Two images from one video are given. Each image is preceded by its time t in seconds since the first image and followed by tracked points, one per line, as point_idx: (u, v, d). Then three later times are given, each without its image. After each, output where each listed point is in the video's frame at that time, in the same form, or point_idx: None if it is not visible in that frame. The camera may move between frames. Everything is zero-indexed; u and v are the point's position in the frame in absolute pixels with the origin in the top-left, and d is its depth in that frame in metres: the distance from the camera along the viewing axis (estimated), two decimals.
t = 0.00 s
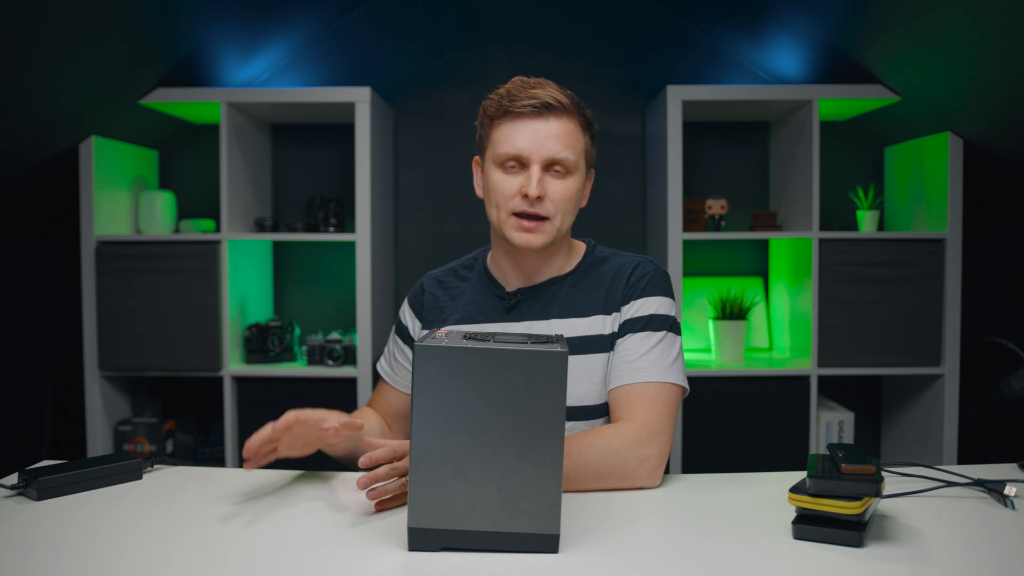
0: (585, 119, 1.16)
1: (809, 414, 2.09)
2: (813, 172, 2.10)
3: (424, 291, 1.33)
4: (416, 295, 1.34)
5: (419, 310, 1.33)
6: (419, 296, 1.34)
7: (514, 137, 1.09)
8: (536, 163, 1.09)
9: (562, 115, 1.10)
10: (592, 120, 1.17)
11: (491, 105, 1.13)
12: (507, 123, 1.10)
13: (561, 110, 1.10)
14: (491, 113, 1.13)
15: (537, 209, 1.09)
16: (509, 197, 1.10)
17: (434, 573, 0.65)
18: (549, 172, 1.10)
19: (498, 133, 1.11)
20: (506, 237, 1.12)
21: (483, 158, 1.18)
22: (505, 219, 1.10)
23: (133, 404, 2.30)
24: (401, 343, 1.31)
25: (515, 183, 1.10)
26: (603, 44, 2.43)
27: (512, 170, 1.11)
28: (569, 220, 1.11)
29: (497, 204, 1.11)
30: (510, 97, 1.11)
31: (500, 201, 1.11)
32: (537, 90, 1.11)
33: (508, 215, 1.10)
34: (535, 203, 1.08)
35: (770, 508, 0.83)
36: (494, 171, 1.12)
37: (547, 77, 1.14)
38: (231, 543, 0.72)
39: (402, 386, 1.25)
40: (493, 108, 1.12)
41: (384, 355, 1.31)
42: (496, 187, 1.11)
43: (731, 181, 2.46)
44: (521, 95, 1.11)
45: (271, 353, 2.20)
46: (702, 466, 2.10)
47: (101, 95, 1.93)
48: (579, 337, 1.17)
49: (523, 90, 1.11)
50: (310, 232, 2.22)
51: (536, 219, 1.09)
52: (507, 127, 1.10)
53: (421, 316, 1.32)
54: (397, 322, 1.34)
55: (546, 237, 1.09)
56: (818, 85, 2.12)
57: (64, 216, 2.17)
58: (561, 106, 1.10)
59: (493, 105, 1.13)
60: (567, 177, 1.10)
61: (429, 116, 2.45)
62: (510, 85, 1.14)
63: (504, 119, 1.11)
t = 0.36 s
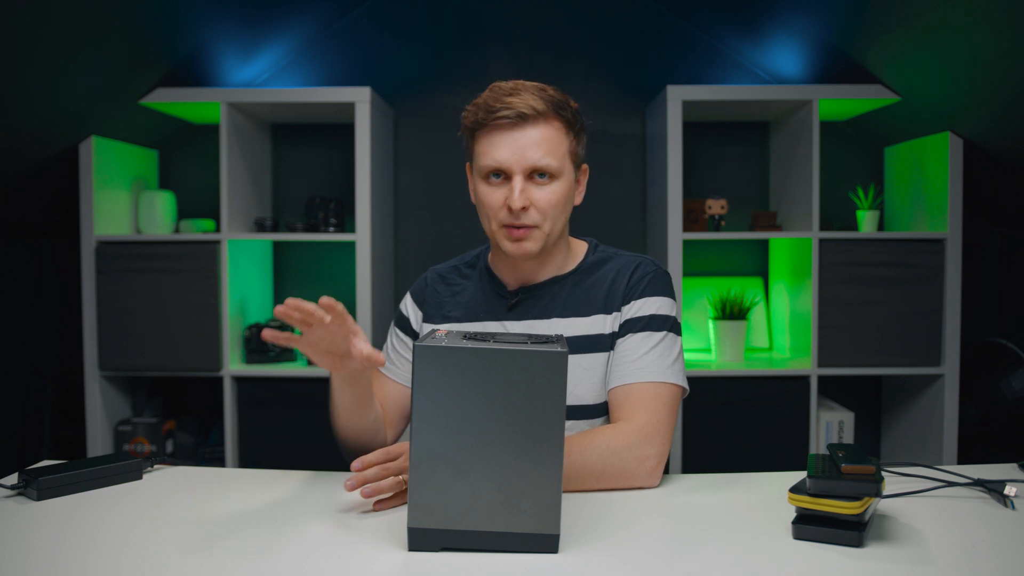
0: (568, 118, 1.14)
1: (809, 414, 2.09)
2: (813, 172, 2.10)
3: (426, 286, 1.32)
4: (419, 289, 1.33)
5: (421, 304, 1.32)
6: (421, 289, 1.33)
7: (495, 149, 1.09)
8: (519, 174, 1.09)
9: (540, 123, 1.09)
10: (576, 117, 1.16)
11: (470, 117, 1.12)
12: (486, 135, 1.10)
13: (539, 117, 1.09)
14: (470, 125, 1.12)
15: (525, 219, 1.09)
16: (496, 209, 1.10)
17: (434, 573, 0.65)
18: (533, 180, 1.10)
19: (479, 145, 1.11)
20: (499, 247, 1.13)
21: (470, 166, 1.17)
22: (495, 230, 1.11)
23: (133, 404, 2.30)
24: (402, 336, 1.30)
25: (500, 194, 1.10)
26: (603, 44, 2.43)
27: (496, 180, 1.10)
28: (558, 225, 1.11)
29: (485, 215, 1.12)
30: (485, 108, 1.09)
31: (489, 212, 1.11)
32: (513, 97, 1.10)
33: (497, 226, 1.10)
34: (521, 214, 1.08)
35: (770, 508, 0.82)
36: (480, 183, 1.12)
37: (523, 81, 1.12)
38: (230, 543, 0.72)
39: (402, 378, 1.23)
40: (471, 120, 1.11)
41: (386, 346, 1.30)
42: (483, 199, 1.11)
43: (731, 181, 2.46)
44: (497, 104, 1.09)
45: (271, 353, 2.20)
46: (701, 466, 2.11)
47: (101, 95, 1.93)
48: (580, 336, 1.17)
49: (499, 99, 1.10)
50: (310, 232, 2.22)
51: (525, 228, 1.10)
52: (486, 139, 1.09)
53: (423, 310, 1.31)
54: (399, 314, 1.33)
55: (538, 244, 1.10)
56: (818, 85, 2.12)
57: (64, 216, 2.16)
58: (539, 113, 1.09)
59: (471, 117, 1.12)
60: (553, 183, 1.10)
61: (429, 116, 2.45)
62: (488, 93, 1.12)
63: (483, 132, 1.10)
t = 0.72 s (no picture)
0: (588, 122, 1.16)
1: (809, 414, 2.09)
2: (813, 172, 2.10)
3: (427, 287, 1.32)
4: (419, 290, 1.33)
5: (423, 305, 1.32)
6: (422, 290, 1.33)
7: (515, 142, 1.09)
8: (538, 168, 1.09)
9: (563, 121, 1.10)
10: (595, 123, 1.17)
11: (493, 110, 1.13)
12: (508, 128, 1.10)
13: (562, 115, 1.10)
14: (492, 118, 1.13)
15: (539, 213, 1.08)
16: (510, 201, 1.10)
17: (434, 573, 0.65)
18: (550, 176, 1.10)
19: (499, 138, 1.11)
20: (509, 240, 1.12)
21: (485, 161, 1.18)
22: (507, 221, 1.10)
23: (133, 404, 2.30)
24: (402, 336, 1.29)
25: (516, 187, 1.09)
26: (603, 44, 2.43)
27: (513, 173, 1.10)
28: (572, 222, 1.11)
29: (498, 207, 1.11)
30: (511, 102, 1.11)
31: (502, 204, 1.10)
32: (538, 93, 1.11)
33: (510, 218, 1.10)
34: (537, 207, 1.08)
35: (770, 508, 0.82)
36: (496, 175, 1.11)
37: (549, 80, 1.14)
38: (230, 543, 0.72)
39: (401, 378, 1.22)
40: (493, 113, 1.12)
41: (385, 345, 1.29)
42: (497, 191, 1.11)
43: (731, 181, 2.46)
44: (522, 99, 1.10)
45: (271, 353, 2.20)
46: (701, 466, 2.11)
47: (101, 95, 1.93)
48: (582, 336, 1.17)
49: (524, 94, 1.11)
50: (310, 232, 2.22)
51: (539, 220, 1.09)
52: (507, 132, 1.10)
53: (424, 311, 1.31)
54: (398, 314, 1.32)
55: (550, 238, 1.09)
56: (818, 85, 2.11)
57: (64, 216, 2.16)
58: (563, 110, 1.10)
59: (494, 110, 1.13)
60: (569, 181, 1.10)
61: (430, 115, 2.45)
62: (512, 89, 1.14)
63: (505, 125, 1.11)
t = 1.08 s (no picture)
0: (578, 131, 1.12)
1: (809, 414, 2.09)
2: (813, 172, 2.10)
3: (431, 283, 1.32)
4: (423, 285, 1.33)
5: (425, 300, 1.31)
6: (425, 285, 1.33)
7: (500, 161, 1.08)
8: (523, 188, 1.08)
9: (548, 138, 1.08)
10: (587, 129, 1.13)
11: (481, 124, 1.11)
12: (493, 147, 1.09)
13: (547, 132, 1.07)
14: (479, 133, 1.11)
15: (526, 231, 1.09)
16: (499, 217, 1.11)
17: (434, 573, 0.65)
18: (537, 193, 1.09)
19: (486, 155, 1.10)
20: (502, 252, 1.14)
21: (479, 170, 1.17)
22: (498, 236, 1.12)
23: (133, 404, 2.30)
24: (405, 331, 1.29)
25: (504, 205, 1.10)
26: (603, 44, 2.43)
27: (501, 190, 1.10)
28: (562, 236, 1.11)
29: (489, 222, 1.12)
30: (495, 119, 1.08)
31: (492, 220, 1.12)
32: (523, 110, 1.08)
33: (500, 234, 1.11)
34: (523, 227, 1.09)
35: (770, 509, 0.82)
36: (486, 190, 1.12)
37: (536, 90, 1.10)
38: (230, 543, 0.72)
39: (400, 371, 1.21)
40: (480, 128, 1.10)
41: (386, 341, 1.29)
42: (489, 206, 1.12)
43: (731, 181, 2.46)
44: (506, 117, 1.08)
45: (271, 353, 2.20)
46: (701, 465, 2.11)
47: (101, 95, 1.93)
48: (583, 336, 1.17)
49: (509, 110, 1.08)
50: (310, 232, 2.22)
51: (526, 238, 1.10)
52: (492, 151, 1.09)
53: (427, 307, 1.30)
54: (401, 309, 1.32)
55: (539, 254, 1.11)
56: (818, 85, 2.11)
57: (64, 216, 2.16)
58: (547, 128, 1.07)
59: (481, 125, 1.11)
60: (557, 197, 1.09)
61: (430, 115, 2.45)
62: (499, 101, 1.11)
63: (491, 143, 1.09)
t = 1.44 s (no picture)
0: (583, 130, 1.13)
1: (809, 414, 2.09)
2: (813, 172, 2.10)
3: (430, 285, 1.32)
4: (422, 288, 1.33)
5: (425, 303, 1.31)
6: (424, 288, 1.33)
7: (503, 151, 1.09)
8: (522, 178, 1.08)
9: (552, 131, 1.09)
10: (593, 130, 1.14)
11: (490, 114, 1.13)
12: (498, 136, 1.10)
13: (551, 125, 1.08)
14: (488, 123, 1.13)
15: (521, 222, 1.09)
16: (497, 208, 1.10)
17: (434, 573, 0.65)
18: (536, 186, 1.09)
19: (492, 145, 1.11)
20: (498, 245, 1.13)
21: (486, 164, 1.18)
22: (494, 227, 1.11)
23: (133, 404, 2.30)
24: (405, 334, 1.29)
25: (502, 195, 1.10)
26: (603, 44, 2.43)
27: (502, 180, 1.10)
28: (557, 232, 1.10)
29: (488, 213, 1.12)
30: (503, 109, 1.10)
31: (491, 211, 1.12)
32: (530, 102, 1.10)
33: (497, 225, 1.11)
34: (519, 217, 1.08)
35: (770, 509, 0.82)
36: (488, 181, 1.12)
37: (546, 86, 1.12)
38: (231, 543, 0.72)
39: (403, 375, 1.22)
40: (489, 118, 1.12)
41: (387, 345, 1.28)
42: (489, 197, 1.12)
43: (731, 181, 2.46)
44: (513, 107, 1.09)
45: (272, 353, 2.20)
46: (701, 465, 2.11)
47: (101, 95, 1.93)
48: (583, 336, 1.17)
49: (516, 102, 1.10)
50: (310, 232, 2.22)
51: (521, 230, 1.09)
52: (497, 140, 1.10)
53: (428, 309, 1.30)
54: (402, 314, 1.32)
55: (533, 247, 1.10)
56: (818, 85, 2.11)
57: (64, 217, 2.16)
58: (552, 121, 1.09)
59: (490, 116, 1.13)
60: (555, 191, 1.09)
61: (429, 115, 2.45)
62: (510, 94, 1.13)
63: (496, 132, 1.10)
